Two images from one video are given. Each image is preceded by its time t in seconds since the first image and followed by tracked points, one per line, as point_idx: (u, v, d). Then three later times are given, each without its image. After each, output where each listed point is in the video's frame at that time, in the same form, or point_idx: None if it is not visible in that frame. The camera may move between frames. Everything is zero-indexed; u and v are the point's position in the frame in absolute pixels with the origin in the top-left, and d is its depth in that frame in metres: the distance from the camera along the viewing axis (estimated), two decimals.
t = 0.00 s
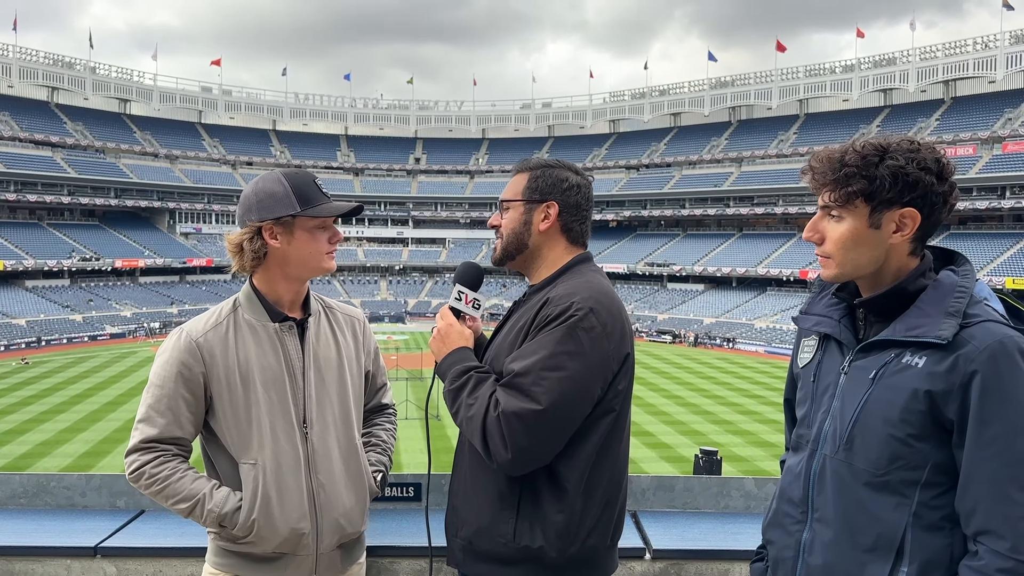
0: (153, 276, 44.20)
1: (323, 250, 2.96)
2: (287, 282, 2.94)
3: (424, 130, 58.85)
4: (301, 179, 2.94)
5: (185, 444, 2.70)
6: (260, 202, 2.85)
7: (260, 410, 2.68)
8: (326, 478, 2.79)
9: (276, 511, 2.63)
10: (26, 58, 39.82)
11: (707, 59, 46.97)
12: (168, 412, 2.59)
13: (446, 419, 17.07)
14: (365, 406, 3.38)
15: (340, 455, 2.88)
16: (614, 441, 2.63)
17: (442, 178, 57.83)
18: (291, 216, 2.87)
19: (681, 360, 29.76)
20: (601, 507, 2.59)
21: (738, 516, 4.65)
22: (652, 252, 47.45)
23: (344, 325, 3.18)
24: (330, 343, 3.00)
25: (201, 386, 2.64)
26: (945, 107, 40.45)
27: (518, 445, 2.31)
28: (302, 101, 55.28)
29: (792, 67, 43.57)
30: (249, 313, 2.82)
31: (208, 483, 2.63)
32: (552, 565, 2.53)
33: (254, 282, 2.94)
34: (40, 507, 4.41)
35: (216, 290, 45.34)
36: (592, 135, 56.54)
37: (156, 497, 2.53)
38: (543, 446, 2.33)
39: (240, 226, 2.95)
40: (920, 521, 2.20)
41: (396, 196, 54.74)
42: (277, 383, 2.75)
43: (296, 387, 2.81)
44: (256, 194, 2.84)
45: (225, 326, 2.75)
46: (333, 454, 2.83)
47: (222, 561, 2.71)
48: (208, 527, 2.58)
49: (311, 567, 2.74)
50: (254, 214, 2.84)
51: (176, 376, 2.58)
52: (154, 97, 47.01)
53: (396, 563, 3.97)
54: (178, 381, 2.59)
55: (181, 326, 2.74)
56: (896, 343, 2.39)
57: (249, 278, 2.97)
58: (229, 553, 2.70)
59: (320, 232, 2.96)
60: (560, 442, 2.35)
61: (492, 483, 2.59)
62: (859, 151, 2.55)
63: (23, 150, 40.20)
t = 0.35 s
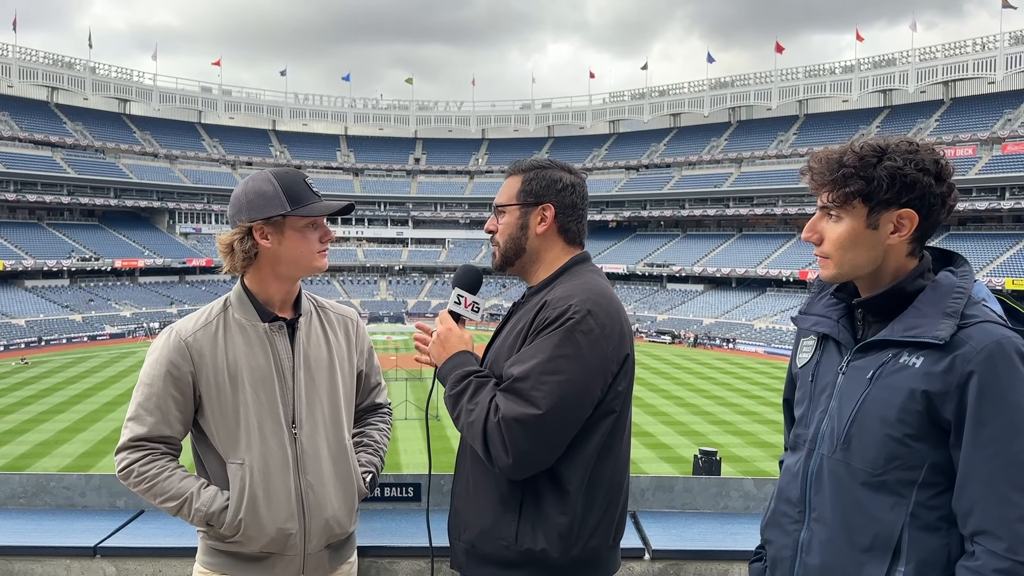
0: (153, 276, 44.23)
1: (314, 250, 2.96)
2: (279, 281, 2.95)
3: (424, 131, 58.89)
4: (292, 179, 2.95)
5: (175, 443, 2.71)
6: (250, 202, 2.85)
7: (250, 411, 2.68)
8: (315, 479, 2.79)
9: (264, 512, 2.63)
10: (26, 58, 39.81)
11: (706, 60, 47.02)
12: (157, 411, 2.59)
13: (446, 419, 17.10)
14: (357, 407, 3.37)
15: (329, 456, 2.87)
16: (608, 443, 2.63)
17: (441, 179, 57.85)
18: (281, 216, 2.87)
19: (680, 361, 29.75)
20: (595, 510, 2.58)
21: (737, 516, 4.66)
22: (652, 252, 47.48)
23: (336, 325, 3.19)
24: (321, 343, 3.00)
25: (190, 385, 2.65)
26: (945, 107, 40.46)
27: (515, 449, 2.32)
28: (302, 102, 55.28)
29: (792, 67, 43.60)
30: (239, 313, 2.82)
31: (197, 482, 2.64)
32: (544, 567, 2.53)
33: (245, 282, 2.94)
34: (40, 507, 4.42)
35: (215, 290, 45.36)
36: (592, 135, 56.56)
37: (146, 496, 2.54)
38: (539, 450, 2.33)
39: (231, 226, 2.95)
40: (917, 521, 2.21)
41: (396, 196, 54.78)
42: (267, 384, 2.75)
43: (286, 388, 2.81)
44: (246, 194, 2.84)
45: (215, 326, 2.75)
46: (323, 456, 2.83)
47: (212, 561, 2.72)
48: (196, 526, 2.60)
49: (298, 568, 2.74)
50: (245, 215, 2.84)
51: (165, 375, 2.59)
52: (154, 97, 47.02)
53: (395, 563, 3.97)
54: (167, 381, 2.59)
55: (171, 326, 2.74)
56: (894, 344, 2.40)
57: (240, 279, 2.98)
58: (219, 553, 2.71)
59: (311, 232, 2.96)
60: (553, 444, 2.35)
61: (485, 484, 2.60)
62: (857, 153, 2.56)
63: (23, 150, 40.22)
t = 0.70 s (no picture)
0: (152, 276, 44.21)
1: (305, 250, 2.97)
2: (270, 281, 2.95)
3: (424, 131, 58.90)
4: (285, 179, 2.95)
5: (166, 442, 2.71)
6: (242, 202, 2.86)
7: (241, 410, 2.69)
8: (307, 478, 2.79)
9: (255, 511, 2.64)
10: (25, 58, 39.78)
11: (706, 61, 47.09)
12: (148, 410, 2.60)
13: (445, 420, 17.09)
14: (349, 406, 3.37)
15: (322, 455, 2.88)
16: (607, 443, 2.62)
17: (441, 179, 57.84)
18: (273, 216, 2.87)
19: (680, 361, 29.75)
20: (594, 509, 2.58)
21: (737, 517, 4.66)
22: (652, 252, 47.49)
23: (328, 324, 3.19)
24: (313, 343, 3.00)
25: (180, 384, 2.65)
26: (945, 108, 40.47)
27: (518, 450, 2.32)
28: (302, 102, 55.27)
29: (792, 68, 43.62)
30: (230, 312, 2.82)
31: (188, 482, 2.65)
32: (542, 567, 2.53)
33: (236, 282, 2.94)
34: (40, 507, 4.41)
35: (215, 290, 45.37)
36: (591, 136, 56.58)
37: (137, 496, 2.54)
38: (542, 452, 2.34)
39: (222, 225, 2.94)
40: (917, 521, 2.21)
41: (396, 196, 54.80)
42: (259, 384, 2.75)
43: (277, 386, 2.81)
44: (238, 194, 2.84)
45: (206, 326, 2.75)
46: (315, 455, 2.83)
47: (204, 560, 2.72)
48: (188, 526, 2.60)
49: (290, 567, 2.74)
50: (237, 214, 2.84)
51: (155, 375, 2.59)
52: (153, 97, 47.03)
53: (395, 563, 3.97)
54: (157, 380, 2.59)
55: (161, 326, 2.74)
56: (894, 344, 2.40)
57: (231, 278, 2.98)
58: (210, 553, 2.71)
59: (303, 232, 2.96)
60: (555, 446, 2.35)
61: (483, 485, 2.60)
62: (857, 153, 2.57)
63: (23, 150, 40.21)
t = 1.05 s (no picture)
0: (152, 276, 44.18)
1: (298, 250, 2.97)
2: (263, 282, 2.96)
3: (424, 131, 58.91)
4: (278, 179, 2.95)
5: (161, 443, 2.72)
6: (234, 202, 2.86)
7: (237, 410, 2.69)
8: (304, 477, 2.80)
9: (252, 511, 2.64)
10: (25, 57, 39.75)
11: (706, 61, 47.11)
12: (143, 412, 2.60)
13: (444, 420, 17.08)
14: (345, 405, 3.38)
15: (319, 454, 2.88)
16: (607, 443, 2.63)
17: (441, 179, 57.84)
18: (265, 216, 2.88)
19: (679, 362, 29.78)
20: (594, 510, 2.59)
21: (736, 517, 4.67)
22: (652, 253, 47.52)
23: (323, 323, 3.20)
24: (308, 343, 3.01)
25: (175, 386, 2.66)
26: (945, 109, 40.48)
27: (521, 454, 2.32)
28: (302, 102, 55.26)
29: (792, 68, 43.62)
30: (224, 313, 2.82)
31: (185, 482, 2.65)
32: (543, 567, 2.54)
33: (229, 282, 2.94)
34: (40, 506, 4.41)
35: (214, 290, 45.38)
36: (591, 136, 56.63)
37: (133, 497, 2.54)
38: (543, 454, 2.34)
39: (215, 225, 2.94)
40: (914, 520, 2.22)
41: (395, 196, 54.82)
42: (254, 384, 2.75)
43: (272, 386, 2.82)
44: (230, 194, 2.84)
45: (199, 326, 2.75)
46: (312, 454, 2.84)
47: (201, 560, 2.72)
48: (185, 527, 2.60)
49: (288, 566, 2.75)
50: (229, 214, 2.84)
51: (150, 376, 2.59)
52: (153, 97, 47.06)
53: (394, 563, 3.97)
54: (152, 382, 2.60)
55: (155, 327, 2.74)
56: (894, 343, 2.40)
57: (224, 279, 2.98)
58: (207, 553, 2.71)
59: (295, 233, 2.96)
60: (556, 448, 2.36)
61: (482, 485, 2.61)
62: (861, 154, 2.58)
63: (23, 149, 40.20)
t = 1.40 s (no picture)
0: (152, 275, 44.17)
1: (292, 251, 2.97)
2: (259, 282, 2.97)
3: (423, 131, 58.88)
4: (271, 179, 2.95)
5: (161, 446, 2.72)
6: (228, 203, 2.86)
7: (236, 411, 2.69)
8: (305, 476, 2.80)
9: (253, 511, 2.64)
10: (25, 57, 39.71)
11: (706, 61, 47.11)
12: (142, 415, 2.61)
13: (444, 421, 17.06)
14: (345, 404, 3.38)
15: (318, 453, 2.88)
16: (606, 442, 2.64)
17: (441, 179, 57.82)
18: (259, 216, 2.88)
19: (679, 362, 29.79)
20: (595, 509, 2.59)
21: (735, 516, 4.67)
22: (652, 253, 47.51)
23: (320, 322, 3.20)
24: (305, 342, 3.01)
25: (174, 389, 2.66)
26: (944, 109, 40.48)
27: (522, 455, 2.33)
28: (302, 101, 55.24)
29: (792, 69, 43.61)
30: (221, 314, 2.82)
31: (186, 485, 2.65)
32: (545, 567, 2.54)
33: (226, 283, 2.95)
34: (39, 506, 4.41)
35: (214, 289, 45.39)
36: (591, 136, 56.62)
37: (134, 500, 2.55)
38: (544, 454, 2.35)
39: (210, 226, 2.94)
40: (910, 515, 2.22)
41: (395, 196, 54.81)
42: (252, 385, 2.76)
43: (271, 387, 2.82)
44: (224, 195, 2.85)
45: (197, 329, 2.76)
46: (312, 453, 2.84)
47: (202, 562, 2.73)
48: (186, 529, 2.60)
49: (291, 566, 2.75)
50: (223, 215, 2.84)
51: (149, 379, 2.60)
52: (153, 96, 47.10)
53: (393, 562, 3.98)
54: (151, 384, 2.60)
55: (152, 329, 2.74)
56: (894, 339, 2.41)
57: (221, 279, 2.99)
58: (208, 554, 2.72)
59: (289, 233, 2.96)
60: (556, 449, 2.36)
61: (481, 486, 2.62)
62: (869, 154, 2.58)
63: (22, 149, 40.20)
